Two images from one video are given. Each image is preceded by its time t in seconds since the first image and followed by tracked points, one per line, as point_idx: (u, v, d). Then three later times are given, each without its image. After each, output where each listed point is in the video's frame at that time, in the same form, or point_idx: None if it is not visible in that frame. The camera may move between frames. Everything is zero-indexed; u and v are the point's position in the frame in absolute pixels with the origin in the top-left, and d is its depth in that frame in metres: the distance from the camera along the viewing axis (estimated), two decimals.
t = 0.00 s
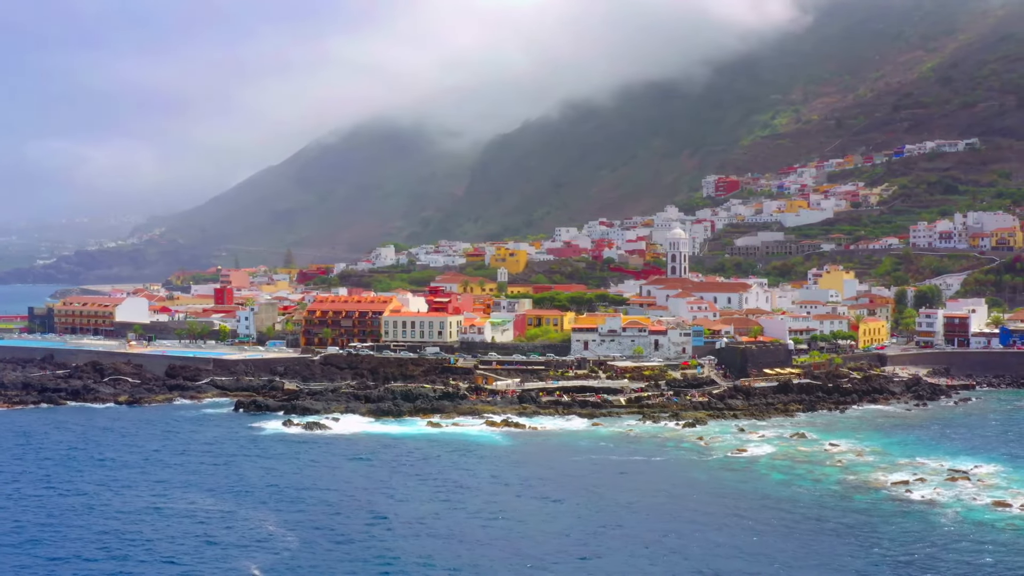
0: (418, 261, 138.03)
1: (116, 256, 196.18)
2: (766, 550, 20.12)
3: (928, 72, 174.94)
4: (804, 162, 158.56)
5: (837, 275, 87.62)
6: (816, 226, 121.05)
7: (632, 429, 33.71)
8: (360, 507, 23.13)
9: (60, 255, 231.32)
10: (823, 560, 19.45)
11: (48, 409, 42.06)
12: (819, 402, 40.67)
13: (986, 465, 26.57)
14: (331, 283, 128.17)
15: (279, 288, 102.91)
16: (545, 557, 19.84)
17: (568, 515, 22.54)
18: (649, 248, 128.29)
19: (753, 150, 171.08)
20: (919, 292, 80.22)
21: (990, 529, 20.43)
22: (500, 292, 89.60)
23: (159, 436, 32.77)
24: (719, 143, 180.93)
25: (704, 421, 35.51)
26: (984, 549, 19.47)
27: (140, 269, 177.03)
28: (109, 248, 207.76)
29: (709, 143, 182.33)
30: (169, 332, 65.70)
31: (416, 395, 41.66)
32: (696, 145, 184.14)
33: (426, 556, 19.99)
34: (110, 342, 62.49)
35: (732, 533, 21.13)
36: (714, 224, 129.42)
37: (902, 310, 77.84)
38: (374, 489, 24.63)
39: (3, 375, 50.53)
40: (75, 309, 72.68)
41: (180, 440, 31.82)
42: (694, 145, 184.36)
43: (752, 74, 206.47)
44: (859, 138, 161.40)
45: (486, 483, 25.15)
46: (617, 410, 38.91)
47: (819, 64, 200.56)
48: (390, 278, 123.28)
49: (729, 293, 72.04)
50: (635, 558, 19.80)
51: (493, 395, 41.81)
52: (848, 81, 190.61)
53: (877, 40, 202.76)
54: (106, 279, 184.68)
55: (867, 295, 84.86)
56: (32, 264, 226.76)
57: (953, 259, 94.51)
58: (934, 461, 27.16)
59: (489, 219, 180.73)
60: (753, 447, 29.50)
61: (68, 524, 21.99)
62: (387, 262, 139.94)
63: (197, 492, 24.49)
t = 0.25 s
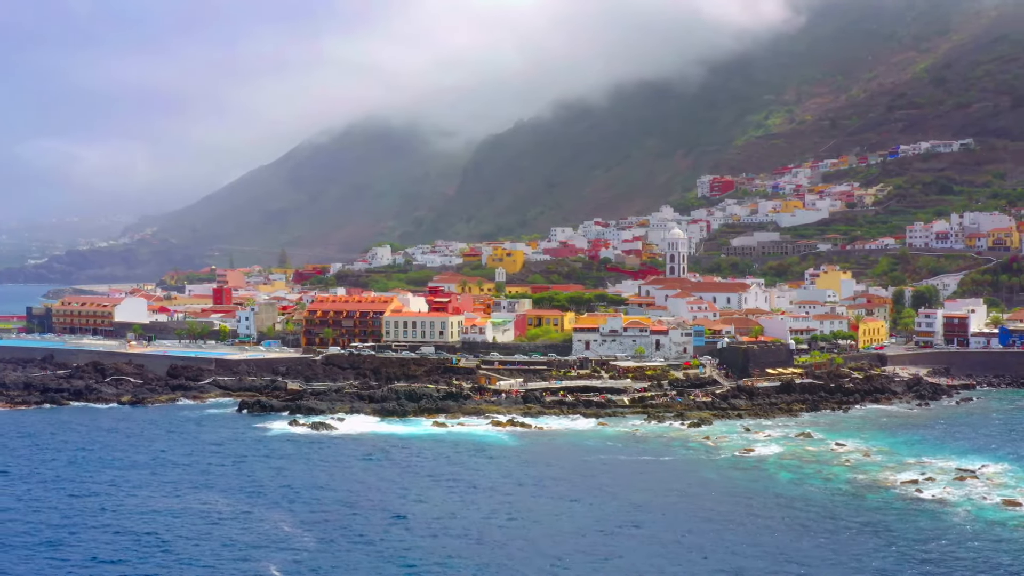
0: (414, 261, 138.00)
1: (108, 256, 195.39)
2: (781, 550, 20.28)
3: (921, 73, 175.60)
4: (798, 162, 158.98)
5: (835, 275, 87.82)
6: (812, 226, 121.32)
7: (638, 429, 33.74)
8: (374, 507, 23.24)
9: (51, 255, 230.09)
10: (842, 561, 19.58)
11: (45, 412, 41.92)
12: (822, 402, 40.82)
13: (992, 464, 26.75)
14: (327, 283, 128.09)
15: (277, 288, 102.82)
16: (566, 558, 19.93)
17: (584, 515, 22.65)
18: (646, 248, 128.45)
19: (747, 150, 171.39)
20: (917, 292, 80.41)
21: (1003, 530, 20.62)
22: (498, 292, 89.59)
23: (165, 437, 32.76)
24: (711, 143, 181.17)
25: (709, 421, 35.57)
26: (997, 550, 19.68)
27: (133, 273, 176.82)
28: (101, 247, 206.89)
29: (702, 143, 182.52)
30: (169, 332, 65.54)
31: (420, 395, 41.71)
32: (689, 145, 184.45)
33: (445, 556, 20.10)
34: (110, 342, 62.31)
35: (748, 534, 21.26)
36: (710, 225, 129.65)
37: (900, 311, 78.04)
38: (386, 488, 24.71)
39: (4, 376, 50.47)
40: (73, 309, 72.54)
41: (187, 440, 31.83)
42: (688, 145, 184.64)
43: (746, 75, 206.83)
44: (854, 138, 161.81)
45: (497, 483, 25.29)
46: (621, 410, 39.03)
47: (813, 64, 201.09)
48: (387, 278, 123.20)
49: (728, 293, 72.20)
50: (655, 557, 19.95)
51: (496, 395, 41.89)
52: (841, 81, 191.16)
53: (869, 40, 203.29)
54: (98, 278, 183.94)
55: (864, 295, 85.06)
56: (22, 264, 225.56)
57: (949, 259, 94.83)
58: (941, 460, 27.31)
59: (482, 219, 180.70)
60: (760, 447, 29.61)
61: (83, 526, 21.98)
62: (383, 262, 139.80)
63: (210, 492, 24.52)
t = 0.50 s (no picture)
0: (411, 261, 137.94)
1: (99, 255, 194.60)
2: (797, 549, 20.31)
3: (914, 73, 176.27)
4: (793, 162, 159.38)
5: (832, 275, 88.03)
6: (807, 226, 121.59)
7: (643, 429, 33.75)
8: (387, 507, 23.25)
9: (42, 255, 228.98)
10: (857, 562, 19.62)
11: (44, 412, 41.81)
12: (824, 402, 40.97)
13: (998, 463, 26.90)
14: (323, 283, 128.01)
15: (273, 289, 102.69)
16: (582, 558, 19.95)
17: (598, 514, 22.67)
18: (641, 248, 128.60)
19: (740, 150, 171.72)
20: (914, 292, 80.61)
21: (1014, 528, 20.82)
22: (496, 292, 89.63)
23: (170, 438, 32.72)
24: (705, 142, 181.50)
25: (714, 421, 35.64)
26: (1010, 548, 19.88)
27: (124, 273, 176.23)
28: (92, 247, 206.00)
29: (695, 143, 182.84)
30: (168, 332, 65.39)
31: (423, 395, 41.77)
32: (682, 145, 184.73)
33: (461, 556, 20.12)
34: (109, 342, 62.16)
35: (763, 533, 21.29)
36: (705, 225, 129.90)
37: (897, 311, 78.28)
38: (397, 488, 24.73)
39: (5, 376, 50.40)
40: (71, 309, 72.39)
41: (193, 440, 31.79)
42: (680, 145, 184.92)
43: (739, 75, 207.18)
44: (848, 138, 162.21)
45: (509, 482, 25.36)
46: (625, 410, 39.11)
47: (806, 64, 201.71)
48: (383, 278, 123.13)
49: (727, 293, 72.38)
50: (671, 557, 19.98)
51: (500, 395, 41.95)
52: (834, 82, 191.69)
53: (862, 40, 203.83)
54: (89, 278, 183.18)
55: (861, 295, 85.27)
56: (13, 264, 224.37)
57: (946, 259, 95.17)
58: (948, 459, 27.45)
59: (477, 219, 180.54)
60: (766, 446, 29.70)
61: (97, 527, 21.95)
62: (379, 262, 139.66)
63: (221, 493, 24.52)
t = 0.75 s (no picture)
0: (407, 261, 137.91)
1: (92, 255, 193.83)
2: (812, 549, 20.35)
3: (908, 73, 176.85)
4: (787, 162, 159.75)
5: (829, 275, 88.23)
6: (803, 226, 121.85)
7: (649, 429, 33.83)
8: (399, 508, 23.27)
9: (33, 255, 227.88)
10: (871, 562, 19.69)
11: (43, 413, 41.76)
12: (826, 401, 41.13)
13: (1004, 462, 27.09)
14: (320, 283, 127.95)
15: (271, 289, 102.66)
16: (597, 558, 19.97)
17: (610, 514, 22.71)
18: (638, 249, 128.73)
19: (734, 150, 172.07)
20: (911, 292, 80.77)
21: None
22: (494, 293, 89.66)
23: (176, 438, 32.72)
24: (698, 142, 181.81)
25: (718, 421, 35.75)
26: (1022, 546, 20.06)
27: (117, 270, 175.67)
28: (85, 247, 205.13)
29: (687, 143, 183.08)
30: (168, 332, 65.29)
31: (427, 395, 41.83)
32: (675, 145, 184.96)
33: (474, 556, 20.14)
34: (109, 342, 62.08)
35: (776, 534, 21.32)
36: (700, 225, 130.17)
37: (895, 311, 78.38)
38: (408, 488, 24.78)
39: (6, 376, 50.34)
40: (69, 309, 72.23)
41: (200, 441, 31.81)
42: (673, 145, 185.14)
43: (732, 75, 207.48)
44: (842, 138, 162.61)
45: (520, 482, 25.41)
46: (629, 410, 39.24)
47: (799, 64, 202.25)
48: (380, 278, 123.13)
49: (726, 293, 72.57)
50: (687, 556, 20.08)
51: (503, 395, 42.01)
52: (827, 82, 192.15)
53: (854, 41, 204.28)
54: (82, 278, 182.49)
55: (858, 295, 85.48)
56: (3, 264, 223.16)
57: (942, 259, 95.49)
58: (954, 458, 27.62)
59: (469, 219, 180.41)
60: (771, 446, 29.82)
61: (111, 528, 21.91)
62: (375, 262, 139.56)
63: (234, 493, 24.52)
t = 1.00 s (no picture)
0: (403, 261, 137.84)
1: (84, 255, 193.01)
2: (825, 550, 20.43)
3: (901, 74, 177.44)
4: (781, 162, 160.13)
5: (826, 275, 88.41)
6: (798, 226, 122.12)
7: (655, 429, 33.92)
8: (410, 509, 23.25)
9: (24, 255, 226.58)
10: (886, 562, 19.79)
11: (42, 413, 41.71)
12: (829, 401, 41.28)
13: (1010, 461, 27.27)
14: (316, 283, 127.82)
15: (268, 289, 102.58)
16: (614, 558, 20.00)
17: (622, 515, 22.77)
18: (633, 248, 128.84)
19: (727, 150, 172.29)
20: (908, 292, 80.96)
21: None
22: (492, 292, 89.65)
23: (181, 438, 32.68)
24: (692, 142, 182.12)
25: (723, 420, 35.87)
26: None
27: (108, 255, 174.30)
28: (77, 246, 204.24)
29: (680, 143, 183.42)
30: (167, 332, 65.20)
31: (430, 395, 41.85)
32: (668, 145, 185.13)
33: (488, 556, 20.17)
34: (108, 342, 61.99)
35: (788, 534, 21.39)
36: (696, 225, 130.40)
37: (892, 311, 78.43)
38: (418, 489, 24.79)
39: (7, 377, 50.16)
40: (67, 309, 72.03)
41: (206, 441, 31.81)
42: (666, 145, 185.31)
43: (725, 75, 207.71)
44: (836, 138, 163.00)
45: (529, 482, 25.46)
46: (632, 409, 39.35)
47: (793, 64, 202.76)
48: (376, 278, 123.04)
49: (725, 294, 72.74)
50: (702, 555, 20.20)
51: (506, 395, 42.09)
52: (820, 83, 192.60)
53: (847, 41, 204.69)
54: (74, 278, 181.69)
55: (855, 295, 85.70)
56: None
57: (939, 259, 95.83)
58: (960, 457, 27.80)
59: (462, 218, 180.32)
60: (777, 446, 29.93)
61: (124, 530, 21.89)
62: (370, 262, 139.44)
63: (245, 494, 24.53)
